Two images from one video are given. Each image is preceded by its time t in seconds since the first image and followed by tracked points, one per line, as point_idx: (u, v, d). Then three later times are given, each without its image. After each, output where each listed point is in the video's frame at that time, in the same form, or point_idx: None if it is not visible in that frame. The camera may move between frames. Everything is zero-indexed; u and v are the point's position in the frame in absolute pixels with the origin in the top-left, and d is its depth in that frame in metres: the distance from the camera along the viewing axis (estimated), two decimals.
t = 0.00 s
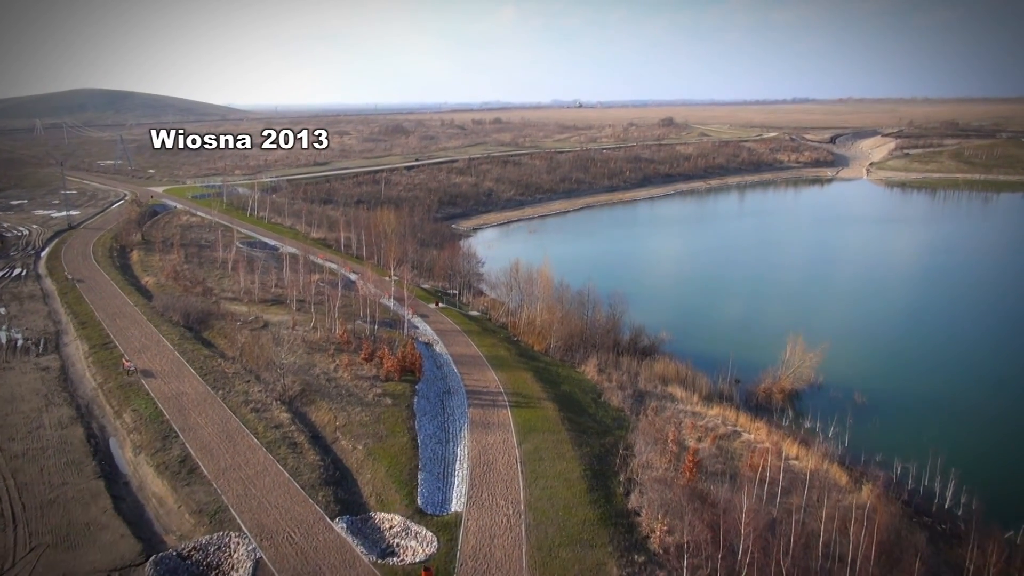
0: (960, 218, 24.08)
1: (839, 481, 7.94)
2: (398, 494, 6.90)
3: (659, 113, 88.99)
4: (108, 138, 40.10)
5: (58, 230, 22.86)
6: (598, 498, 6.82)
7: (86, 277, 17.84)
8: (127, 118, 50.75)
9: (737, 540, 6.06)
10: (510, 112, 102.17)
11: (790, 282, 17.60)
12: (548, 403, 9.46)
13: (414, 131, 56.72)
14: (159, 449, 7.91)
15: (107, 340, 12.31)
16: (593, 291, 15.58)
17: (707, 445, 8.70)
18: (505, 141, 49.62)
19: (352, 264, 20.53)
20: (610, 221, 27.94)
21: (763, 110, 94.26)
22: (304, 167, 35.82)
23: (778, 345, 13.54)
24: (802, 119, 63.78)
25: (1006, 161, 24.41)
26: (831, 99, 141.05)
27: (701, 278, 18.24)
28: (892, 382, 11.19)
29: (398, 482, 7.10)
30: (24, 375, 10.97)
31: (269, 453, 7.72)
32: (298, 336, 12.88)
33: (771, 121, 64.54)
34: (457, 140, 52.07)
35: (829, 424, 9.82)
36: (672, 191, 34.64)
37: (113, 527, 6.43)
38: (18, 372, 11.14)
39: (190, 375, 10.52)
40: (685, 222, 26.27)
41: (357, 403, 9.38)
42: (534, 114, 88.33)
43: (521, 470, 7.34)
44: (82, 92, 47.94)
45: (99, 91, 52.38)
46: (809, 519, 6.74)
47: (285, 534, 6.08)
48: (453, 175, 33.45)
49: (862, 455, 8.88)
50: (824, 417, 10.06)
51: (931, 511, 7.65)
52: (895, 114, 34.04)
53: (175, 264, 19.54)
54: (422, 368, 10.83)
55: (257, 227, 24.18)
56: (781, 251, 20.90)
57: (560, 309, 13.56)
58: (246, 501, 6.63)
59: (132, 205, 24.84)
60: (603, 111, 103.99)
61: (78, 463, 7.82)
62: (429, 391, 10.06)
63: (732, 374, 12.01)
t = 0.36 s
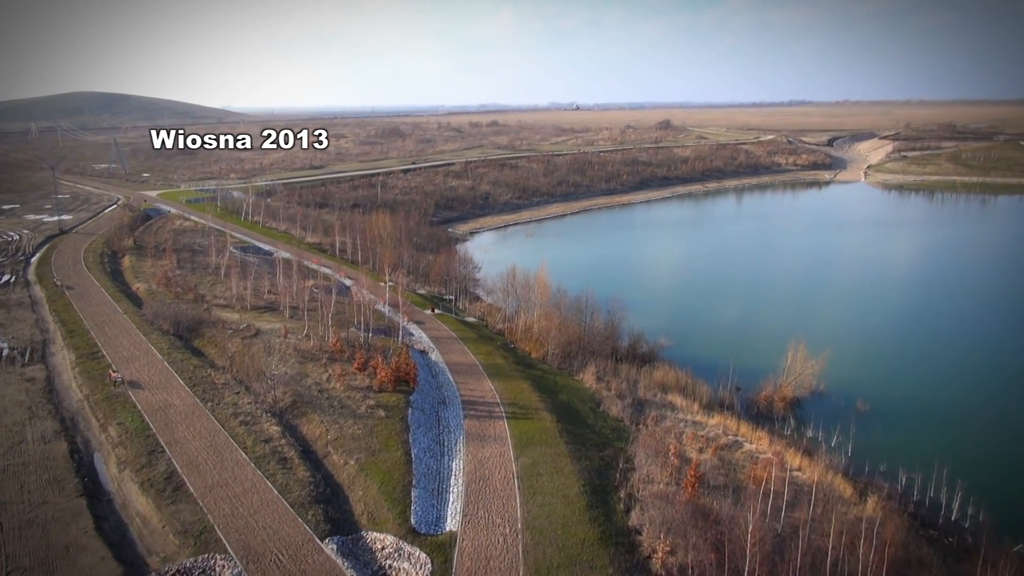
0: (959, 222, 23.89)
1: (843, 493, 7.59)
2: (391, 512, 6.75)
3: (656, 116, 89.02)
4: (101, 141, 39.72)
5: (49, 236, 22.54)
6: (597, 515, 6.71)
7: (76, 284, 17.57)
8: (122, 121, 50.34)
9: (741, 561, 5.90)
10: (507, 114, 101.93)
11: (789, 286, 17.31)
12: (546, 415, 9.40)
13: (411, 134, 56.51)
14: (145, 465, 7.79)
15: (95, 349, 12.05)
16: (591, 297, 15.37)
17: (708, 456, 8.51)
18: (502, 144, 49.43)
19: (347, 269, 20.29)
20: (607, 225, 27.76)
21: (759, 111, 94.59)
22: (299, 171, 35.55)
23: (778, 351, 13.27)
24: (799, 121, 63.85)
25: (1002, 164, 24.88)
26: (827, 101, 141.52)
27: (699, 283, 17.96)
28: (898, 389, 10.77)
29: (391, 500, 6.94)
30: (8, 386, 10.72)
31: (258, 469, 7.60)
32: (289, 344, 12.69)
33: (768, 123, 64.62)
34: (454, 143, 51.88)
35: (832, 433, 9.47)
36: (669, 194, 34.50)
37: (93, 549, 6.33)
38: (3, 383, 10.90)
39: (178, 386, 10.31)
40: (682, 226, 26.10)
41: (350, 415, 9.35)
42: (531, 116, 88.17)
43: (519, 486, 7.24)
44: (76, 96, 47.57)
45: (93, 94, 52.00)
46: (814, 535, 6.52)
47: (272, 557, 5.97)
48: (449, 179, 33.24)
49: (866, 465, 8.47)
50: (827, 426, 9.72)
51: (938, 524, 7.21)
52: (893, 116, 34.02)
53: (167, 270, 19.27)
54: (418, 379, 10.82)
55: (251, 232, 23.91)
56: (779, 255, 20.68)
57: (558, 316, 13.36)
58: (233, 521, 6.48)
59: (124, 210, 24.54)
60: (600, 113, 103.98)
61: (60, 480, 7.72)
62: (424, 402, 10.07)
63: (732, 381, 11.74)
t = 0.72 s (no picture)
0: (950, 225, 23.91)
1: (844, 504, 7.38)
2: (380, 531, 6.61)
3: (649, 118, 89.10)
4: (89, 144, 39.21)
5: (34, 241, 22.13)
6: (594, 532, 6.62)
7: (60, 291, 17.23)
8: (111, 124, 49.82)
9: None
10: (500, 117, 101.80)
11: (783, 290, 17.20)
12: (539, 426, 9.29)
13: (403, 137, 56.32)
14: (124, 482, 7.65)
15: (77, 359, 11.76)
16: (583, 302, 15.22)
17: (705, 467, 8.38)
18: (495, 147, 49.25)
19: (337, 274, 20.02)
20: (599, 228, 27.67)
21: (752, 114, 94.79)
22: (290, 174, 35.24)
23: (773, 356, 13.14)
24: (790, 124, 64.31)
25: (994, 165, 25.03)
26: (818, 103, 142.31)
27: (693, 287, 17.85)
28: (894, 395, 10.62)
29: (379, 518, 6.80)
30: None
31: (242, 485, 7.51)
32: (277, 353, 12.46)
33: (759, 126, 65.05)
34: (446, 146, 51.75)
35: (829, 441, 9.33)
36: (662, 197, 34.47)
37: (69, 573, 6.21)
38: None
39: (162, 397, 10.09)
40: (674, 229, 26.05)
41: (338, 428, 9.31)
42: (524, 119, 88.08)
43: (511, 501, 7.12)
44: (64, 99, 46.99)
45: (82, 97, 51.44)
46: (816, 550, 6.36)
47: None
48: (441, 182, 33.05)
49: (864, 474, 8.30)
50: (825, 433, 9.57)
51: (939, 534, 7.03)
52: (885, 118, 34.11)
53: (153, 276, 18.95)
54: (408, 389, 10.82)
55: (240, 236, 23.60)
56: (773, 258, 20.60)
57: (551, 323, 13.19)
58: (214, 541, 6.38)
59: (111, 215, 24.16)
60: (593, 115, 104.09)
61: (36, 499, 7.56)
62: (414, 413, 10.04)
63: (728, 388, 11.59)
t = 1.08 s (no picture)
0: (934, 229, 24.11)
1: (836, 513, 7.30)
2: (362, 551, 6.78)
3: (636, 120, 89.31)
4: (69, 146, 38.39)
5: (11, 247, 21.57)
6: (582, 549, 6.78)
7: (38, 299, 16.81)
8: (91, 126, 48.83)
9: None
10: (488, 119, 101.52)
11: (771, 293, 17.15)
12: (528, 437, 9.57)
13: (390, 139, 55.87)
14: (98, 501, 7.52)
15: (52, 369, 11.43)
16: (571, 307, 15.13)
17: (696, 478, 8.29)
18: (482, 149, 49.01)
19: (322, 279, 19.76)
20: (586, 231, 27.59)
21: (739, 116, 95.31)
22: (275, 177, 34.78)
23: (762, 360, 13.11)
24: (776, 126, 64.71)
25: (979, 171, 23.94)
26: (803, 106, 143.58)
27: (681, 290, 17.78)
28: (885, 400, 10.56)
29: (362, 536, 6.99)
30: None
31: (220, 503, 7.56)
32: (259, 362, 12.23)
33: (745, 128, 65.36)
34: (434, 148, 51.39)
35: (820, 447, 9.27)
36: (649, 199, 34.45)
37: None
38: None
39: (139, 409, 9.82)
40: (660, 232, 26.03)
41: (320, 441, 9.38)
42: (512, 121, 87.93)
43: (498, 515, 7.31)
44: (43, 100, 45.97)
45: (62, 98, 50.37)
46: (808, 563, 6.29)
47: None
48: (428, 185, 32.78)
49: (857, 481, 8.21)
50: (815, 439, 9.52)
51: (933, 544, 6.95)
52: (870, 121, 34.37)
53: (134, 283, 18.55)
54: (393, 399, 10.98)
55: (223, 241, 23.21)
56: (761, 261, 20.59)
57: (539, 329, 13.06)
58: (191, 565, 6.46)
59: (92, 220, 23.64)
60: (581, 118, 104.12)
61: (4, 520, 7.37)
62: (399, 424, 10.25)
63: (718, 394, 11.54)
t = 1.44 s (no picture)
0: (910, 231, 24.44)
1: (822, 520, 7.27)
2: (342, 571, 6.74)
3: (617, 122, 89.72)
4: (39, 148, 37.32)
5: None
6: (570, 565, 6.80)
7: (6, 307, 16.25)
8: (63, 128, 47.58)
9: None
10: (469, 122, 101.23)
11: (752, 296, 17.18)
12: (510, 447, 9.59)
13: (371, 142, 55.37)
14: (63, 523, 7.22)
15: (20, 382, 11.00)
16: (553, 312, 15.02)
17: (682, 488, 8.25)
18: (464, 152, 48.80)
19: (301, 284, 19.40)
20: (568, 234, 27.54)
21: (718, 119, 96.13)
22: (253, 181, 34.19)
23: (746, 363, 13.12)
24: (754, 128, 65.38)
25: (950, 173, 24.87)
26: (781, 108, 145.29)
27: (662, 294, 17.74)
28: (869, 404, 10.56)
29: (340, 556, 6.95)
30: None
31: (193, 523, 7.31)
32: (236, 372, 11.91)
33: (725, 130, 65.90)
34: (415, 151, 51.04)
35: (806, 452, 9.24)
36: (631, 202, 34.52)
37: None
38: None
39: (110, 424, 9.45)
40: (641, 235, 26.09)
41: (298, 456, 9.14)
42: (494, 124, 87.80)
43: (481, 532, 7.32)
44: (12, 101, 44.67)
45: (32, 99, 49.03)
46: None
47: None
48: (409, 188, 32.47)
49: (843, 487, 8.17)
50: (800, 444, 9.50)
51: (920, 551, 6.91)
52: (847, 123, 34.83)
53: (107, 290, 18.01)
54: (373, 410, 10.81)
55: (200, 246, 22.70)
56: (742, 263, 20.65)
57: (522, 335, 12.92)
58: None
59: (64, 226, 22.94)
60: (562, 121, 104.30)
61: None
62: (379, 435, 10.09)
63: (702, 398, 11.51)
